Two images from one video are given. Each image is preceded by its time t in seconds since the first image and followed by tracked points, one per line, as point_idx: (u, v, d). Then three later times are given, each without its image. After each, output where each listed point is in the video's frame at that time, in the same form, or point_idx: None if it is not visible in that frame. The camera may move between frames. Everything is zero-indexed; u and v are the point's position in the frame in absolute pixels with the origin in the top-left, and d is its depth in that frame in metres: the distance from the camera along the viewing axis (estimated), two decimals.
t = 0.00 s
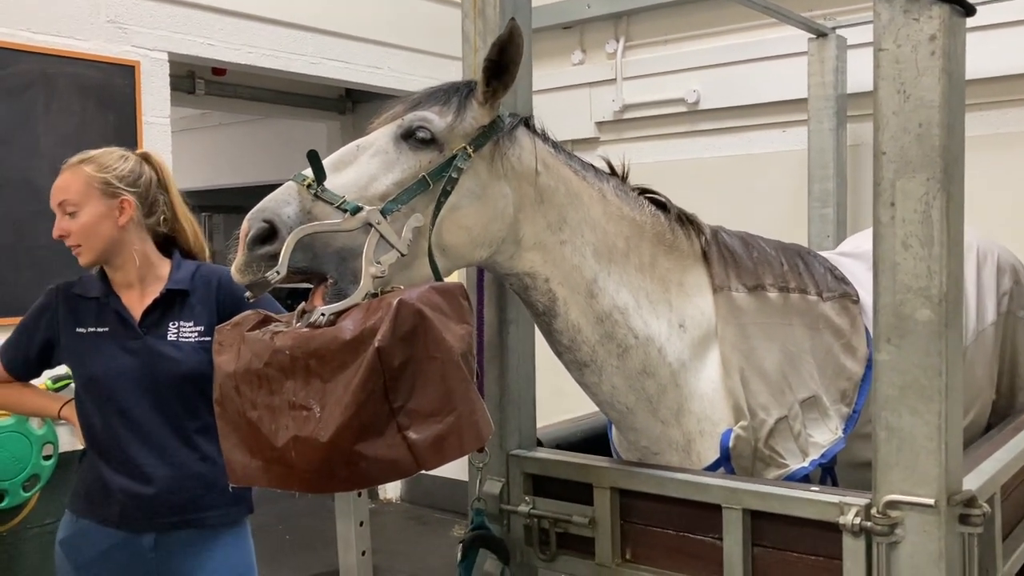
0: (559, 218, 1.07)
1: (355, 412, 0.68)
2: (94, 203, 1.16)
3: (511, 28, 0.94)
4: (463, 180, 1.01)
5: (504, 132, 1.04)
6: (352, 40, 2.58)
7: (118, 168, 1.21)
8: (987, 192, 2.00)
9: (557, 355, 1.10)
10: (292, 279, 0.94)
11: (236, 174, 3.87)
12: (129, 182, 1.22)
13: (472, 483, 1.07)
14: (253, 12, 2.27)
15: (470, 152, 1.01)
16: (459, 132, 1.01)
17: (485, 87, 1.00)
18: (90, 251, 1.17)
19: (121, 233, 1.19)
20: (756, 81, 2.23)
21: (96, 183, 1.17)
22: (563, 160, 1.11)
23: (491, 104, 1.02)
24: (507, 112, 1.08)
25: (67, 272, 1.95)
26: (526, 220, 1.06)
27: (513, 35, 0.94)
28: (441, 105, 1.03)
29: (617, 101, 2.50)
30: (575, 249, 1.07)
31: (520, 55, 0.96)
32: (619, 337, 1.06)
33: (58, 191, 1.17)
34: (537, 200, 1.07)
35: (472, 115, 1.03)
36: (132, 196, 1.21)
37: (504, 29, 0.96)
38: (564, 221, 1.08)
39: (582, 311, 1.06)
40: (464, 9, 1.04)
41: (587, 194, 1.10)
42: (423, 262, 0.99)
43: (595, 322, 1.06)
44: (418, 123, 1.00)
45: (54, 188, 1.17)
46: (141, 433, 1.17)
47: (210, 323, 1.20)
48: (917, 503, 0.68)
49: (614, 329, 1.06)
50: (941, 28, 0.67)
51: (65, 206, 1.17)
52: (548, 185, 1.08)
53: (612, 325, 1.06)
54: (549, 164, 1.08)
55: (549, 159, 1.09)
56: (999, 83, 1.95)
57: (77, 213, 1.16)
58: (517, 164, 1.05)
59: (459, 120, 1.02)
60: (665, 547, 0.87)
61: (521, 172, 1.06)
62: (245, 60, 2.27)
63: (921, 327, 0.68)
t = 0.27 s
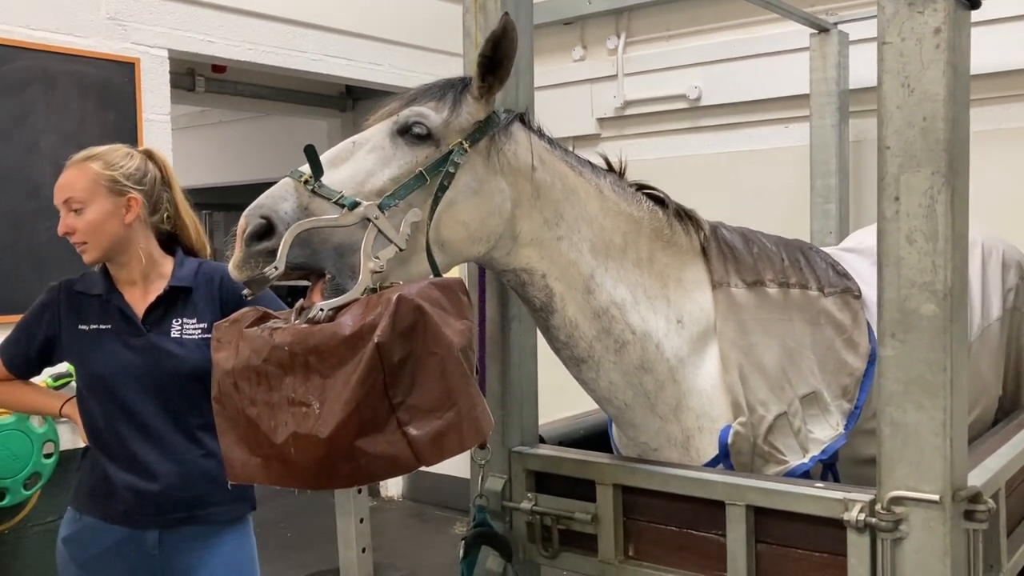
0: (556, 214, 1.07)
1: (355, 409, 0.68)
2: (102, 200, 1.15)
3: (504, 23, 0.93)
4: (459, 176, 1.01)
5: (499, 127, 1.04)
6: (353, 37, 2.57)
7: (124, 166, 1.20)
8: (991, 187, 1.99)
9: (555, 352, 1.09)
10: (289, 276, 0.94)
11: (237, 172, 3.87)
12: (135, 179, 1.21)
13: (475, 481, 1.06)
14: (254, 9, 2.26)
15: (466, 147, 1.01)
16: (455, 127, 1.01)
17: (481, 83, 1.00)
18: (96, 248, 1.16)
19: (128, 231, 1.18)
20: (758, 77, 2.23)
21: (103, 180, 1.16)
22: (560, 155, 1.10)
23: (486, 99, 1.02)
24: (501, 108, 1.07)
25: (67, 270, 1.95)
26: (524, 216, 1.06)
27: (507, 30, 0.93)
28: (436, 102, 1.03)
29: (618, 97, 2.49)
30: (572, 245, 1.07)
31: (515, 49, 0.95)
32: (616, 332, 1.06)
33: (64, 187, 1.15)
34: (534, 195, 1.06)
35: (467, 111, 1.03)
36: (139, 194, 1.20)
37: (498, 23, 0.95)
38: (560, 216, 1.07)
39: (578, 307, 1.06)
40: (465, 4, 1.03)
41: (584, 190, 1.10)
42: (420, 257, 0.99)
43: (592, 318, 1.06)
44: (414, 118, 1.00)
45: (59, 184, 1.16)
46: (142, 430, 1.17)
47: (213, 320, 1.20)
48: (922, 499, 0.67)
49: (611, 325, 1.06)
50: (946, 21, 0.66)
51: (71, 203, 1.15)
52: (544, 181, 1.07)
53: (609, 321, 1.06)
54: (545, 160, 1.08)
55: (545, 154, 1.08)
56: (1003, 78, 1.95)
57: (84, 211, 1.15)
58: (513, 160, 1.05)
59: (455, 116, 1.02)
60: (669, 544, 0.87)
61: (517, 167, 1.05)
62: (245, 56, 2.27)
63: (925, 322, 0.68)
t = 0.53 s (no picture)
0: (556, 211, 1.07)
1: (360, 408, 0.68)
2: (107, 199, 1.15)
3: (504, 21, 0.93)
4: (460, 173, 1.01)
5: (499, 124, 1.04)
6: (354, 36, 2.57)
7: (127, 165, 1.20)
8: (993, 185, 1.99)
9: (556, 349, 1.10)
10: (293, 275, 0.94)
11: (238, 170, 3.87)
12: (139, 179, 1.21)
13: (476, 478, 1.06)
14: (255, 8, 2.26)
15: (466, 145, 1.01)
16: (455, 125, 1.01)
17: (481, 80, 1.00)
18: (100, 247, 1.15)
19: (131, 231, 1.18)
20: (759, 75, 2.23)
21: (108, 179, 1.16)
22: (560, 152, 1.10)
23: (486, 97, 1.02)
24: (501, 105, 1.07)
25: (69, 269, 1.95)
26: (524, 213, 1.06)
27: (506, 28, 0.93)
28: (437, 99, 1.03)
29: (619, 95, 2.49)
30: (572, 241, 1.07)
31: (514, 46, 0.95)
32: (616, 330, 1.06)
33: (68, 186, 1.15)
34: (534, 191, 1.07)
35: (467, 108, 1.03)
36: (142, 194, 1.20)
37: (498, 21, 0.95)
38: (560, 213, 1.07)
39: (578, 304, 1.06)
40: (466, 3, 1.03)
41: (584, 187, 1.10)
42: (423, 255, 0.99)
43: (592, 315, 1.06)
44: (414, 116, 1.00)
45: (63, 183, 1.15)
46: (143, 429, 1.17)
47: (214, 318, 1.20)
48: (923, 497, 0.67)
49: (611, 322, 1.06)
50: (947, 19, 0.66)
51: (75, 201, 1.15)
52: (544, 177, 1.07)
53: (609, 318, 1.06)
54: (546, 157, 1.08)
55: (546, 151, 1.08)
56: (1005, 75, 1.94)
57: (88, 210, 1.15)
58: (513, 157, 1.05)
59: (455, 113, 1.02)
60: (670, 542, 0.87)
61: (517, 164, 1.05)
62: (245, 55, 2.27)
63: (927, 319, 0.68)
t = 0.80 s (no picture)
0: (558, 209, 1.07)
1: (364, 407, 0.68)
2: (106, 200, 1.15)
3: (506, 20, 0.94)
4: (464, 172, 1.01)
5: (502, 123, 1.04)
6: (353, 36, 2.57)
7: (125, 166, 1.20)
8: (993, 184, 1.99)
9: (557, 348, 1.09)
10: (296, 275, 0.94)
11: (238, 170, 3.88)
12: (137, 179, 1.21)
13: (477, 478, 1.06)
14: (254, 8, 2.26)
15: (469, 144, 1.01)
16: (457, 124, 1.02)
17: (483, 79, 1.00)
18: (99, 248, 1.16)
19: (130, 231, 1.19)
20: (758, 74, 2.23)
21: (106, 180, 1.16)
22: (561, 152, 1.11)
23: (489, 96, 1.03)
24: (503, 104, 1.07)
25: (69, 269, 1.95)
26: (526, 212, 1.06)
27: (508, 27, 0.94)
28: (439, 99, 1.03)
29: (619, 94, 2.49)
30: (573, 240, 1.07)
31: (516, 45, 0.95)
32: (617, 328, 1.06)
33: (66, 187, 1.15)
34: (536, 190, 1.07)
35: (470, 107, 1.03)
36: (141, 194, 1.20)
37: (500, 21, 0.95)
38: (562, 211, 1.07)
39: (580, 303, 1.06)
40: (466, 2, 1.03)
41: (584, 186, 1.10)
42: (426, 254, 0.99)
43: (593, 313, 1.06)
44: (416, 115, 1.00)
45: (61, 184, 1.15)
46: (144, 429, 1.17)
47: (214, 318, 1.20)
48: (924, 496, 0.67)
49: (612, 321, 1.06)
50: (946, 18, 0.66)
51: (74, 202, 1.15)
52: (546, 175, 1.07)
53: (610, 317, 1.06)
54: (547, 156, 1.08)
55: (547, 150, 1.09)
56: (1005, 74, 1.94)
57: (87, 211, 1.15)
58: (515, 155, 1.05)
59: (458, 112, 1.02)
60: (671, 541, 0.87)
61: (519, 163, 1.06)
62: (245, 56, 2.27)
63: (927, 318, 0.68)
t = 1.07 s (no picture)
0: (555, 212, 1.08)
1: (361, 408, 0.68)
2: (105, 202, 1.15)
3: (504, 24, 0.94)
4: (461, 175, 1.01)
5: (498, 126, 1.04)
6: (351, 37, 2.57)
7: (123, 168, 1.20)
8: (990, 184, 1.99)
9: (555, 350, 1.10)
10: (294, 277, 0.93)
11: (237, 172, 3.88)
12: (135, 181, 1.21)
13: (474, 479, 1.06)
14: (253, 9, 2.27)
15: (466, 147, 1.01)
16: (455, 127, 1.02)
17: (480, 83, 1.00)
18: (98, 250, 1.16)
19: (129, 233, 1.19)
20: (756, 76, 2.23)
21: (105, 183, 1.16)
22: (558, 154, 1.11)
23: (486, 99, 1.02)
24: (499, 107, 1.07)
25: (68, 271, 1.95)
26: (523, 215, 1.06)
27: (507, 32, 0.94)
28: (436, 102, 1.03)
29: (617, 95, 2.50)
30: (570, 243, 1.07)
31: (514, 50, 0.96)
32: (615, 330, 1.06)
33: (64, 190, 1.15)
34: (533, 193, 1.07)
35: (466, 110, 1.03)
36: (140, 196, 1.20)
37: (498, 25, 0.96)
38: (559, 214, 1.08)
39: (578, 305, 1.06)
40: (463, 4, 1.04)
41: (581, 189, 1.10)
42: (423, 256, 0.99)
43: (590, 316, 1.06)
44: (414, 119, 1.00)
45: (58, 187, 1.15)
46: (142, 430, 1.17)
47: (211, 320, 1.20)
48: (918, 496, 0.68)
49: (610, 323, 1.06)
50: (941, 20, 0.67)
51: (72, 204, 1.15)
52: (542, 179, 1.07)
53: (608, 319, 1.06)
54: (544, 159, 1.08)
55: (544, 153, 1.09)
56: (1001, 75, 1.94)
57: (85, 213, 1.15)
58: (512, 159, 1.05)
59: (455, 115, 1.02)
60: (668, 542, 0.87)
61: (516, 166, 1.06)
62: (244, 57, 2.27)
63: (922, 319, 0.68)
